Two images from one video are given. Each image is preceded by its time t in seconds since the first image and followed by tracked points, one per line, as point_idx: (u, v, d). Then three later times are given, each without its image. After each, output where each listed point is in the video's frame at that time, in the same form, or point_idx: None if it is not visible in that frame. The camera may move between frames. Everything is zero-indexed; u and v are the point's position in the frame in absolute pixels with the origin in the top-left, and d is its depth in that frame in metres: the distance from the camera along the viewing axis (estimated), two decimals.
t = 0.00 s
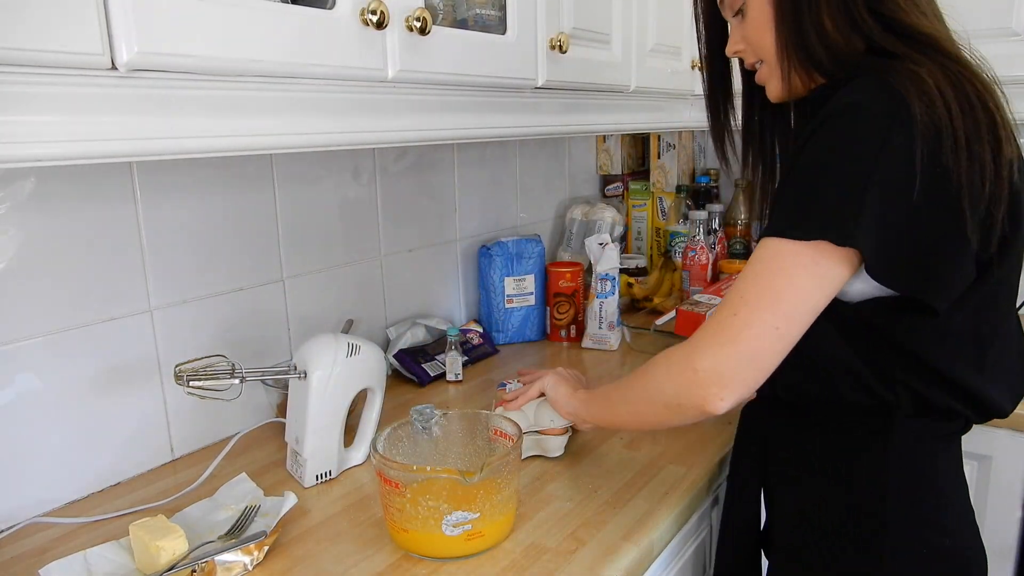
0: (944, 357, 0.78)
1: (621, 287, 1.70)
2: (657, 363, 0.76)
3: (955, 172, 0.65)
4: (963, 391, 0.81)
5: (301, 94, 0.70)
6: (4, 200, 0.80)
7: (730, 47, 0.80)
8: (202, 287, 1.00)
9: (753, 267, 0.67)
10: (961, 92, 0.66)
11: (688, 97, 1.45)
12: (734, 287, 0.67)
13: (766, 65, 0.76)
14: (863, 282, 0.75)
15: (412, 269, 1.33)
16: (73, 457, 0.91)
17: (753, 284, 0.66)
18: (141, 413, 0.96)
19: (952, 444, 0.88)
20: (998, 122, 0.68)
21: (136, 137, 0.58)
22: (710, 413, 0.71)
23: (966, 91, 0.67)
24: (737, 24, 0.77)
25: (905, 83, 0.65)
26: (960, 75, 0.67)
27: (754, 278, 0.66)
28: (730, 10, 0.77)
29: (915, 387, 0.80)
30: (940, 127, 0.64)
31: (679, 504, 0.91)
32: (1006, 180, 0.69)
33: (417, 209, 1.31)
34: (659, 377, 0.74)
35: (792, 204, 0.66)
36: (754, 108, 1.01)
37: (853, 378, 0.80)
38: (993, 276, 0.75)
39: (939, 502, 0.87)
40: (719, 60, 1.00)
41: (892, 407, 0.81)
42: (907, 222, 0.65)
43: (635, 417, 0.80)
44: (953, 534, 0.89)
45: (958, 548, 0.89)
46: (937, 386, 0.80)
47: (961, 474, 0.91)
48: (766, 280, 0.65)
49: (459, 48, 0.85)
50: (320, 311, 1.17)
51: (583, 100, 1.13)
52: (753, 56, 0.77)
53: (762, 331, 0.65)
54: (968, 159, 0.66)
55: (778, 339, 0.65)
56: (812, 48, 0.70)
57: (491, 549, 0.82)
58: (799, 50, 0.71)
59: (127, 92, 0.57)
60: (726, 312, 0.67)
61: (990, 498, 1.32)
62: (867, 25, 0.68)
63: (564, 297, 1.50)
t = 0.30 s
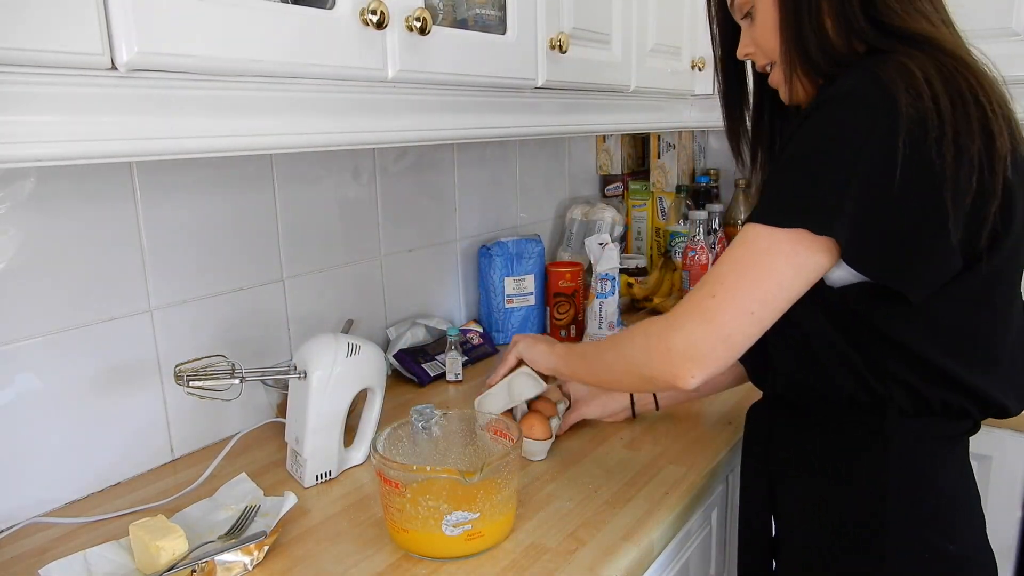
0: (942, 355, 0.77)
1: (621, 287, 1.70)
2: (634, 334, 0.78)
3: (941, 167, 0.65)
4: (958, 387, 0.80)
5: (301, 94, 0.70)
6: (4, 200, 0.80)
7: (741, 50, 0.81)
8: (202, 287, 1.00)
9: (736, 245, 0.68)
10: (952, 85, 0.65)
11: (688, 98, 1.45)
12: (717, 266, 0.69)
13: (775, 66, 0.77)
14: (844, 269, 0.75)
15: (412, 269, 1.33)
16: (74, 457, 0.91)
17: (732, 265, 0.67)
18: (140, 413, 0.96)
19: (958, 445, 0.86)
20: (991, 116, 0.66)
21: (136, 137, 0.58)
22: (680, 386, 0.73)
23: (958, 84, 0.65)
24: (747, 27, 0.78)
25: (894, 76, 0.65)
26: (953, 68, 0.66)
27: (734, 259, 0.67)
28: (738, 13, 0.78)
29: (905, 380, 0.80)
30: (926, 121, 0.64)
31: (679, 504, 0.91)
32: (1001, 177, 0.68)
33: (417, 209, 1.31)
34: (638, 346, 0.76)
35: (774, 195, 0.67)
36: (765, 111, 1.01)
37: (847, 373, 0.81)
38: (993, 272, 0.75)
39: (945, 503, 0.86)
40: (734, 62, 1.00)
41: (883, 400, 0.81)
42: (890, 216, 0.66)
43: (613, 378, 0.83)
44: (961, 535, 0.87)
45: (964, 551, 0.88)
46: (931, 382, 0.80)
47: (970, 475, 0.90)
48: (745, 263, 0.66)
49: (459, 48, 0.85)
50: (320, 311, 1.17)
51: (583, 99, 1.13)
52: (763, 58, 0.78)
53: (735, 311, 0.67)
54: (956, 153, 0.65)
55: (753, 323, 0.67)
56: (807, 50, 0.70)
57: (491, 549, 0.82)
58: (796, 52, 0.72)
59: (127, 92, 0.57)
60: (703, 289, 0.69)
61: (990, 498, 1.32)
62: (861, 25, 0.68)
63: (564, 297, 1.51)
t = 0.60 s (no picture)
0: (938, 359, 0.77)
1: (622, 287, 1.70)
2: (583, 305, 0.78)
3: (918, 173, 0.65)
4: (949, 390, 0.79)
5: (301, 94, 0.70)
6: (4, 199, 0.80)
7: (737, 52, 0.82)
8: (202, 287, 1.00)
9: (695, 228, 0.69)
10: (936, 89, 0.65)
11: (688, 98, 1.45)
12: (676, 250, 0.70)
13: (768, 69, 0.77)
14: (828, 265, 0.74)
15: (412, 269, 1.33)
16: (74, 457, 0.91)
17: (690, 250, 0.69)
18: (140, 413, 0.96)
19: (959, 446, 0.85)
20: (975, 123, 0.66)
21: (136, 137, 0.58)
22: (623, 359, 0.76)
23: (942, 89, 0.65)
24: (742, 30, 0.78)
25: (875, 78, 0.64)
26: (939, 71, 0.66)
27: (693, 243, 0.69)
28: (734, 15, 0.79)
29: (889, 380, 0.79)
30: (904, 126, 0.64)
31: (679, 504, 0.91)
32: (989, 185, 0.67)
33: (417, 209, 1.31)
34: (583, 320, 0.77)
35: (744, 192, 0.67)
36: (761, 111, 1.01)
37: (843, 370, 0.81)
38: (988, 273, 0.73)
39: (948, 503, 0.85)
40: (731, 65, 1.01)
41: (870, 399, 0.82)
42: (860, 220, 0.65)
43: (547, 358, 0.81)
44: (965, 536, 0.87)
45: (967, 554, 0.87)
46: (925, 382, 0.79)
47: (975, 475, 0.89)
48: (705, 249, 0.68)
49: (459, 48, 0.85)
50: (320, 311, 1.17)
51: (583, 99, 1.13)
52: (758, 60, 0.78)
53: (688, 298, 0.69)
54: (934, 160, 0.64)
55: (702, 312, 0.69)
56: (797, 52, 0.70)
57: (490, 549, 0.82)
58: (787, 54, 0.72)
59: (126, 92, 0.57)
60: (663, 270, 0.70)
61: (991, 498, 1.32)
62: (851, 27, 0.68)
63: (564, 297, 1.52)
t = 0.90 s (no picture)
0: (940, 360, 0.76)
1: (622, 286, 1.70)
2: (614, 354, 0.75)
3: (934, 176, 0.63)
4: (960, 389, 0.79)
5: (301, 94, 0.70)
6: (4, 200, 0.80)
7: (733, 49, 0.81)
8: (202, 287, 1.00)
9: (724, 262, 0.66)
10: (946, 90, 0.64)
11: (688, 98, 1.45)
12: (705, 284, 0.67)
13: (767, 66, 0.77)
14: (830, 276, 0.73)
15: (412, 269, 1.33)
16: (74, 457, 0.91)
17: (725, 285, 0.65)
18: (140, 414, 0.97)
19: (960, 445, 0.85)
20: (987, 124, 0.65)
21: (136, 137, 0.58)
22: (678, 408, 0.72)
23: (951, 90, 0.64)
24: (739, 26, 0.78)
25: (884, 78, 0.64)
26: (947, 73, 0.65)
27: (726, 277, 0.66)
28: (731, 11, 0.78)
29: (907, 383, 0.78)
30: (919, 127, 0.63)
31: (679, 504, 0.91)
32: (1001, 185, 0.67)
33: (417, 210, 1.31)
34: (617, 364, 0.74)
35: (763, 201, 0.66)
36: (756, 105, 1.01)
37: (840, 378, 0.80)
38: (999, 274, 0.73)
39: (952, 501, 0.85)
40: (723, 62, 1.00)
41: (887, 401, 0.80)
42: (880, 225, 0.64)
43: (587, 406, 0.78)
44: (967, 534, 0.87)
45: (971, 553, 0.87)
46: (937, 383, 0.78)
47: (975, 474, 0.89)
48: (740, 282, 0.65)
49: (459, 47, 0.85)
50: (320, 311, 1.17)
51: (583, 100, 1.13)
52: (756, 58, 0.78)
53: (734, 336, 0.66)
54: (948, 161, 0.64)
55: (750, 345, 0.66)
56: (797, 50, 0.70)
57: (490, 549, 0.82)
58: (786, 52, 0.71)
59: (126, 92, 0.57)
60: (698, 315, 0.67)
61: (991, 497, 1.32)
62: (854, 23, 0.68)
63: (564, 297, 1.50)
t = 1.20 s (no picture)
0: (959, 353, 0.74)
1: (621, 286, 1.70)
2: (761, 420, 0.73)
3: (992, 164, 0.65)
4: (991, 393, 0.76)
5: (301, 94, 0.70)
6: (4, 199, 0.80)
7: (741, 46, 0.80)
8: (203, 287, 1.00)
9: (846, 311, 0.65)
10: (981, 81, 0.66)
11: (688, 98, 1.45)
12: (831, 333, 0.66)
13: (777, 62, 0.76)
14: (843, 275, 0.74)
15: (412, 268, 1.33)
16: (74, 456, 0.91)
17: (858, 327, 0.64)
18: (140, 414, 0.97)
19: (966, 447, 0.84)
20: None
21: (136, 137, 0.58)
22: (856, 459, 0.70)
23: (986, 79, 0.66)
24: (748, 20, 0.75)
25: (933, 75, 0.64)
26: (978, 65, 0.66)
27: (855, 321, 0.64)
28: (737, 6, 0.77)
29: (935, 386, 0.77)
30: (972, 122, 0.64)
31: (679, 504, 0.91)
32: None
33: (417, 209, 1.31)
34: (768, 429, 0.72)
35: (837, 219, 0.65)
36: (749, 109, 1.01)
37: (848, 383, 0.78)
38: None
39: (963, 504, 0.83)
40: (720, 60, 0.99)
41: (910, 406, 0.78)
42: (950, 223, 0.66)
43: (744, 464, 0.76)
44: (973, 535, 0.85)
45: (974, 558, 0.86)
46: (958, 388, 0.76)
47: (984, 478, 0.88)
48: (876, 320, 0.64)
49: (459, 47, 0.85)
50: (320, 311, 1.17)
51: (583, 100, 1.13)
52: (764, 54, 0.77)
53: (891, 370, 0.65)
54: (1001, 146, 0.65)
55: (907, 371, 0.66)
56: (821, 50, 0.70)
57: (490, 549, 0.82)
58: (807, 51, 0.71)
59: (127, 92, 0.57)
60: (844, 365, 0.66)
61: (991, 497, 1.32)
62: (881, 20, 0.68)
63: (565, 297, 1.50)
